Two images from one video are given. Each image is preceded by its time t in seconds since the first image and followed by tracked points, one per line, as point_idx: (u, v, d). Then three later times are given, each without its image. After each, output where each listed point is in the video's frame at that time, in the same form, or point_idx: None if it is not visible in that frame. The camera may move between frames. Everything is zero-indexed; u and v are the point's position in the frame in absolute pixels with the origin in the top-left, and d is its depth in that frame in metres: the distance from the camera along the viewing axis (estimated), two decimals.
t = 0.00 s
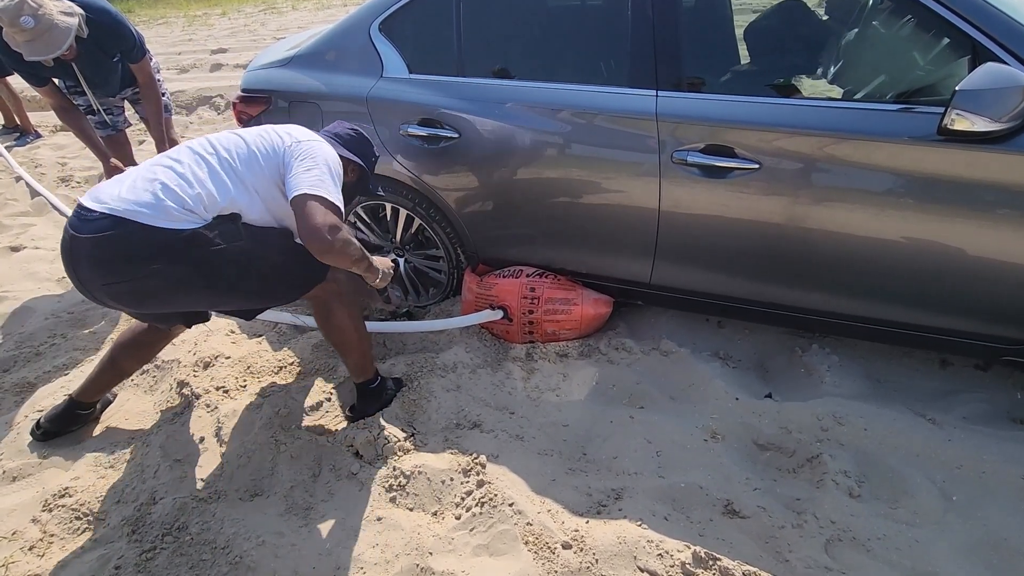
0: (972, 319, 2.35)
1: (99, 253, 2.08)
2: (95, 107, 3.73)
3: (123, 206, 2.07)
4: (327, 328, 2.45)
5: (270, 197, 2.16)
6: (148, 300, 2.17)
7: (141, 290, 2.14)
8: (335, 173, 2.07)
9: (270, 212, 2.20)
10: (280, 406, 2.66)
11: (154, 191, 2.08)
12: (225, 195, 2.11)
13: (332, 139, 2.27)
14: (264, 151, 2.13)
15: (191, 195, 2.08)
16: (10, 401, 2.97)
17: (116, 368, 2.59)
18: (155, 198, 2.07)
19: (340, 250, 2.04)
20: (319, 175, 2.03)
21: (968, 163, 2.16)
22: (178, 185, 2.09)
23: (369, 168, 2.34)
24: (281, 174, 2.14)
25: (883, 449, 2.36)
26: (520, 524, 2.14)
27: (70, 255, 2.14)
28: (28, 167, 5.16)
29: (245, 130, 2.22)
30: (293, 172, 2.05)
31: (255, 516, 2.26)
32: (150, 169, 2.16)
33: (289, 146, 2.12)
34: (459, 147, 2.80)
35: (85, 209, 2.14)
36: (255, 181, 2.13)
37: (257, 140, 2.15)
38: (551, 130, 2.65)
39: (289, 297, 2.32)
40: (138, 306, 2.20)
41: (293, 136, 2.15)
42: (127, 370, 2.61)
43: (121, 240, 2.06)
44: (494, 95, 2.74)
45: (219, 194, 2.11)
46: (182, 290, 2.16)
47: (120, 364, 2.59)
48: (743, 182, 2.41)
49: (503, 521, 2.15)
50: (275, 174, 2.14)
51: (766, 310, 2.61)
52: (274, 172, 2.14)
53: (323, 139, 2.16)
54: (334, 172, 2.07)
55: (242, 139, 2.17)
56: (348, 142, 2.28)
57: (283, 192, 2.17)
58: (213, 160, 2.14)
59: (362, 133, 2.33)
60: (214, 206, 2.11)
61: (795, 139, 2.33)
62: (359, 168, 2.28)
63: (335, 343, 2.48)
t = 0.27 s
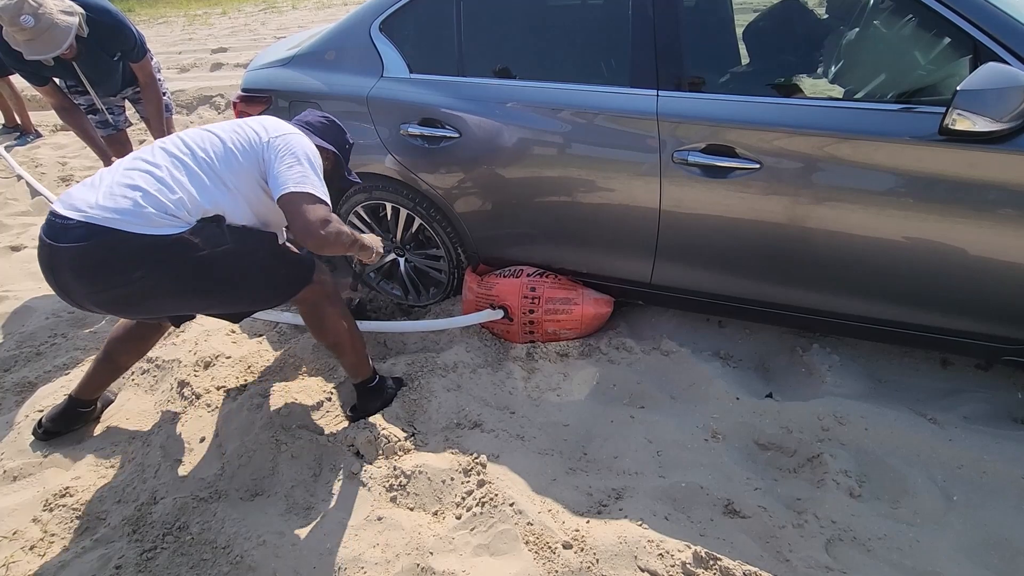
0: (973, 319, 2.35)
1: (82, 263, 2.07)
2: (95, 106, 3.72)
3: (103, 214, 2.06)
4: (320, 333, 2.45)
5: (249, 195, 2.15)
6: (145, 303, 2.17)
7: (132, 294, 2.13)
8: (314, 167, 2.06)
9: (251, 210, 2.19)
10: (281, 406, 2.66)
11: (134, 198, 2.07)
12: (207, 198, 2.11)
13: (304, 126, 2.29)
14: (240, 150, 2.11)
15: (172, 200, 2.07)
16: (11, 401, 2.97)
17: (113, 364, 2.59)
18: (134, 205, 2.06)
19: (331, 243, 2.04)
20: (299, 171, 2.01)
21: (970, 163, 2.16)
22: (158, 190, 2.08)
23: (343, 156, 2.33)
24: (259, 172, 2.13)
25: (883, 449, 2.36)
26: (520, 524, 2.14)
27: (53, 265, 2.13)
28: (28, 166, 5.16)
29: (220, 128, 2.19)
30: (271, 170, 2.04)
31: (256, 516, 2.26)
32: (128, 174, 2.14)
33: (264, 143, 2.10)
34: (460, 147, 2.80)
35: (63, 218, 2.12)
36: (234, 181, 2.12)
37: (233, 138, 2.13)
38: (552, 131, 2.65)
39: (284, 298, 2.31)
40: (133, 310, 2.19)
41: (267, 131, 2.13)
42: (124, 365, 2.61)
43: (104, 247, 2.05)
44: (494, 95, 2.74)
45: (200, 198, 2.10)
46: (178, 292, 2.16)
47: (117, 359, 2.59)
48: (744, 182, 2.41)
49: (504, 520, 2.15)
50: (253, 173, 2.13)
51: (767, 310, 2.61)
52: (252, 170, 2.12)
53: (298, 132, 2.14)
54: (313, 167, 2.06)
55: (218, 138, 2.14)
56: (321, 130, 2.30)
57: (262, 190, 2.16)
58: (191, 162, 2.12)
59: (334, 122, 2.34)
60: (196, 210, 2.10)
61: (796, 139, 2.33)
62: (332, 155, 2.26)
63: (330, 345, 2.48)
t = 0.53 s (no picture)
0: (973, 318, 2.34)
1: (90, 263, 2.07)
2: (95, 105, 3.72)
3: (121, 219, 2.03)
4: (327, 329, 2.44)
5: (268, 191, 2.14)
6: (150, 303, 2.18)
7: (137, 294, 2.14)
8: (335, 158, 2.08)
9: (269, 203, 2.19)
10: (281, 405, 2.66)
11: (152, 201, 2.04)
12: (226, 199, 2.09)
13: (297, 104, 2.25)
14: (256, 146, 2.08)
15: (191, 204, 2.05)
16: (11, 400, 2.97)
17: (107, 366, 2.58)
18: (154, 209, 2.03)
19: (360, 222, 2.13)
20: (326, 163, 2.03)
21: (970, 162, 2.16)
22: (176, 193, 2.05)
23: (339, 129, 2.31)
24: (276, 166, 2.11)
25: (883, 448, 2.36)
26: (520, 523, 2.14)
27: (62, 264, 2.13)
28: (28, 165, 5.16)
29: (228, 118, 2.13)
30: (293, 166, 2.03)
31: (255, 515, 2.26)
32: (140, 172, 2.09)
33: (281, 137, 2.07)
34: (460, 146, 2.80)
35: (76, 219, 2.09)
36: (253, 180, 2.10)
37: (247, 133, 2.09)
38: (552, 130, 2.65)
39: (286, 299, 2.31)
40: (135, 310, 2.20)
41: (282, 123, 2.08)
42: (119, 369, 2.60)
43: (111, 250, 2.05)
44: (494, 94, 2.74)
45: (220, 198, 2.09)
46: (180, 293, 2.16)
47: (111, 363, 2.58)
48: (744, 181, 2.41)
49: (503, 520, 2.15)
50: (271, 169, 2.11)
51: (766, 309, 2.61)
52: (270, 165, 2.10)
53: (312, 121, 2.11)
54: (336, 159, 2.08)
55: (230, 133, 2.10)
56: (315, 105, 2.26)
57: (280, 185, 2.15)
58: (206, 160, 2.08)
59: (327, 96, 2.31)
60: (216, 211, 2.09)
61: (795, 138, 2.32)
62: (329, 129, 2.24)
63: (335, 344, 2.47)
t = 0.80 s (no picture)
0: (973, 318, 2.34)
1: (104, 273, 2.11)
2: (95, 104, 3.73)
3: (116, 232, 2.05)
4: (332, 329, 2.43)
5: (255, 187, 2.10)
6: (159, 308, 2.21)
7: (145, 300, 2.17)
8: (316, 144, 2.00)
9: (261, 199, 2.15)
10: (280, 404, 2.66)
11: (141, 213, 2.05)
12: (214, 200, 2.07)
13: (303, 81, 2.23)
14: (237, 142, 2.04)
15: (181, 214, 2.05)
16: (11, 399, 2.97)
17: (110, 369, 2.58)
18: (146, 221, 2.04)
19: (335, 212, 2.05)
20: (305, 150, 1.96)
21: (970, 162, 2.16)
22: (164, 203, 2.05)
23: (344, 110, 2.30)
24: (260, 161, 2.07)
25: (883, 448, 2.36)
26: (519, 522, 2.14)
27: (75, 273, 2.17)
28: (28, 164, 5.16)
29: (210, 116, 2.10)
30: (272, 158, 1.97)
31: (255, 514, 2.26)
32: (131, 183, 2.10)
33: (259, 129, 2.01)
34: (460, 145, 2.80)
35: (77, 232, 2.13)
36: (239, 179, 2.07)
37: (227, 131, 2.05)
38: (551, 129, 2.65)
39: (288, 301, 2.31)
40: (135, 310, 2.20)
41: (264, 119, 2.01)
42: (121, 371, 2.59)
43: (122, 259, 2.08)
44: (494, 93, 2.74)
45: (208, 201, 2.06)
46: (190, 299, 2.19)
47: (114, 366, 2.57)
48: (744, 180, 2.41)
49: (503, 519, 2.15)
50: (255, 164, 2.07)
51: (766, 309, 2.61)
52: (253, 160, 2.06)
53: (292, 105, 2.04)
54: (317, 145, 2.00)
55: (211, 132, 2.06)
56: (318, 84, 2.23)
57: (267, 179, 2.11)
58: (192, 164, 2.07)
59: (331, 72, 2.27)
60: (208, 215, 2.08)
61: (795, 138, 2.32)
62: (334, 111, 2.23)
63: (339, 343, 2.46)
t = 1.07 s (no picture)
0: (973, 318, 2.35)
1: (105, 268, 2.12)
2: (97, 103, 3.72)
3: (110, 221, 2.08)
4: (329, 332, 2.45)
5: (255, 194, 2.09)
6: (159, 307, 2.21)
7: (147, 297, 2.18)
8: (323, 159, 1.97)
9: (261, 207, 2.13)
10: (281, 404, 2.67)
11: (138, 203, 2.08)
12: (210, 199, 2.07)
13: (337, 114, 2.22)
14: (243, 146, 2.05)
15: (174, 208, 2.07)
16: (11, 398, 2.97)
17: (121, 368, 2.61)
18: (140, 211, 2.07)
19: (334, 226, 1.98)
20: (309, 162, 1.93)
21: (970, 162, 2.16)
22: (162, 196, 2.08)
23: (376, 144, 2.29)
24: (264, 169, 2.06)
25: (883, 447, 2.36)
26: (520, 521, 2.14)
27: (79, 268, 2.19)
28: (28, 163, 5.16)
29: (227, 124, 2.14)
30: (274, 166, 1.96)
31: (256, 513, 2.26)
32: (138, 179, 2.15)
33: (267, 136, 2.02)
34: (461, 145, 2.80)
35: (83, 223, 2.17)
36: (238, 182, 2.06)
37: (236, 136, 2.07)
38: (552, 129, 2.65)
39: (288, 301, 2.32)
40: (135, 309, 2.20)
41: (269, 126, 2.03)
42: (132, 371, 2.62)
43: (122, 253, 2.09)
44: (494, 93, 2.74)
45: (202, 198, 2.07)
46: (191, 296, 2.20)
47: (127, 365, 2.61)
48: (744, 180, 2.41)
49: (503, 518, 2.15)
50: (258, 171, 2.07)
51: (766, 308, 2.61)
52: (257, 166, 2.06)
53: (306, 121, 2.03)
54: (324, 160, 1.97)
55: (221, 137, 2.10)
56: (356, 116, 2.24)
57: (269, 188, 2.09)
58: (196, 164, 2.09)
59: (368, 106, 2.29)
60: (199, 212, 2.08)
61: (795, 138, 2.33)
62: (367, 145, 2.22)
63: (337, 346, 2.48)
